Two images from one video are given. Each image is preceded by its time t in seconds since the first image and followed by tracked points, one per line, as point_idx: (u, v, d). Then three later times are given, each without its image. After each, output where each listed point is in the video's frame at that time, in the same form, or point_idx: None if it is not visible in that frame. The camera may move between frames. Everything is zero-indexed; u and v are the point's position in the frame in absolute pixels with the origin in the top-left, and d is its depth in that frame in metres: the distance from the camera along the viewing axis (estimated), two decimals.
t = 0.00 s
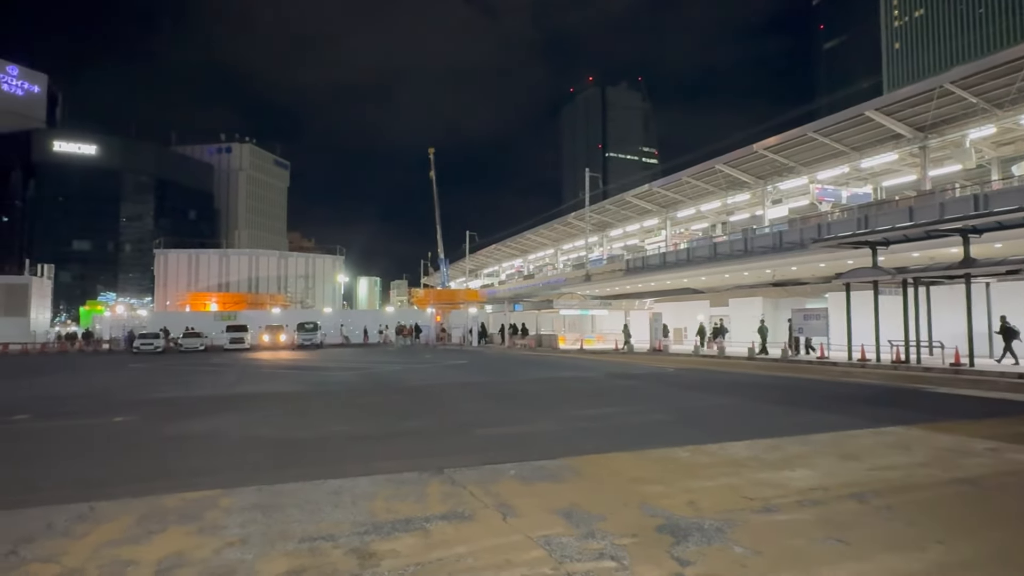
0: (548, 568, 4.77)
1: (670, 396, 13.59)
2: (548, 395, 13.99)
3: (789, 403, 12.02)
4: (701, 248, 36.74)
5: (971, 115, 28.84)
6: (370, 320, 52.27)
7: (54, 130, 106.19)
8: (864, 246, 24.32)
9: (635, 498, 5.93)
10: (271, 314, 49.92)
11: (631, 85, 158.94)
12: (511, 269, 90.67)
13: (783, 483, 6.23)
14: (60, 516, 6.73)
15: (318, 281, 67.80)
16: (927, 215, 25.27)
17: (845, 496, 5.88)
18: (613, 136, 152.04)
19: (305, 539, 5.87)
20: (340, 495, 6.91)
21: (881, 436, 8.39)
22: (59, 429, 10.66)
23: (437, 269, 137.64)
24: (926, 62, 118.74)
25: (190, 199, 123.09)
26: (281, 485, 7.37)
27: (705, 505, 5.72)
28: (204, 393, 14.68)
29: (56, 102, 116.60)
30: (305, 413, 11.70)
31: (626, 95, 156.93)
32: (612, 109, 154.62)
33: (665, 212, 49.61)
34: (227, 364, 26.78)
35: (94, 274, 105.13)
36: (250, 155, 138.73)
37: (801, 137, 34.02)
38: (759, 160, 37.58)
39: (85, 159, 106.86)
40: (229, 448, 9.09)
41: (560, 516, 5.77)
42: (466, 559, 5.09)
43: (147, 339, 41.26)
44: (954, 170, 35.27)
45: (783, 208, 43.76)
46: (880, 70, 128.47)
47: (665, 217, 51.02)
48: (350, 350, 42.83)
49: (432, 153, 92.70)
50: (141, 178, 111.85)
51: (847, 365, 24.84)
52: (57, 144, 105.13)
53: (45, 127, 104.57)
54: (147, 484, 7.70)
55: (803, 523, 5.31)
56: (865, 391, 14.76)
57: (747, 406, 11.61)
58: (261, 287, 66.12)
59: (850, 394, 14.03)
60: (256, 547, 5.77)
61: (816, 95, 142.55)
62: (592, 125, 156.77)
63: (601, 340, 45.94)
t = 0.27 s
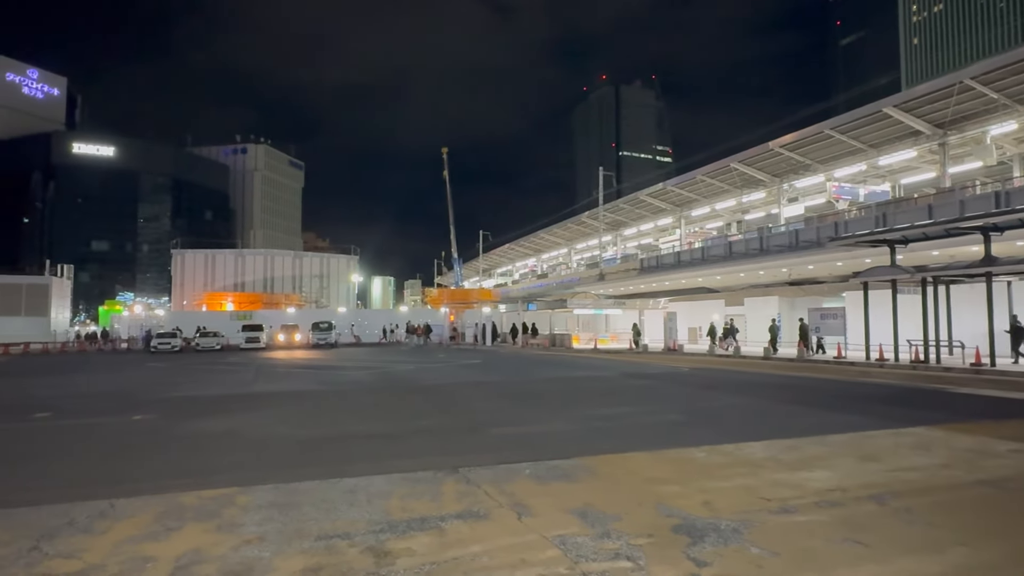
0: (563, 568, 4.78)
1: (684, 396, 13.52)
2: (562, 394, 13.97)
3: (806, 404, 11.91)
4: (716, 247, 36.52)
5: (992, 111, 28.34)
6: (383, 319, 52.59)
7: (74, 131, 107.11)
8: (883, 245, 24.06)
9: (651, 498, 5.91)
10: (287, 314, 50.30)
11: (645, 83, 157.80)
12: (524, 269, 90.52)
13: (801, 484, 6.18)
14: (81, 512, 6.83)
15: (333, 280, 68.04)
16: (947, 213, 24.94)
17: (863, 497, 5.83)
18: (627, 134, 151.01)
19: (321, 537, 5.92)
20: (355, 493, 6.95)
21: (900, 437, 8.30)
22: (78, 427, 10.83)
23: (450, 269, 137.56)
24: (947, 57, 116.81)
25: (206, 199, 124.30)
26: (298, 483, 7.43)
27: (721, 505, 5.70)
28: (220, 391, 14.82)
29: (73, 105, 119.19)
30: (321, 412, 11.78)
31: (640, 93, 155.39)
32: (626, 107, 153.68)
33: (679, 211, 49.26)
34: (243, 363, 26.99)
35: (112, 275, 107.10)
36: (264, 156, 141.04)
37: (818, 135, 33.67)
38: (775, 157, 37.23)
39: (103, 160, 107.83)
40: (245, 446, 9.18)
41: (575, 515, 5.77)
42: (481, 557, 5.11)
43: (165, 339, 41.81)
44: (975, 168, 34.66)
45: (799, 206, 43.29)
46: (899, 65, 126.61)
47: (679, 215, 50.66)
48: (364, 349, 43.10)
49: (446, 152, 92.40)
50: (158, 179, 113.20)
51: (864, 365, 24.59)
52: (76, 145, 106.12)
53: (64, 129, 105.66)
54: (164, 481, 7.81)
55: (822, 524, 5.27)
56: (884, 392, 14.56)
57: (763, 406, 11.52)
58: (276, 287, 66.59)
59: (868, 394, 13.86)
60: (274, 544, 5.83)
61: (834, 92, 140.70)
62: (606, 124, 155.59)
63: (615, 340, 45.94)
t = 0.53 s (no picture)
0: (579, 570, 4.77)
1: (702, 398, 13.43)
2: (579, 396, 13.93)
3: (827, 406, 11.76)
4: (733, 247, 36.27)
5: (1016, 108, 27.79)
6: (398, 320, 52.73)
7: (94, 135, 108.11)
8: (905, 245, 23.73)
9: (668, 500, 5.88)
10: (303, 315, 50.74)
11: (661, 82, 156.72)
12: (539, 269, 90.48)
13: (821, 487, 6.12)
14: (102, 511, 6.93)
15: (348, 281, 68.16)
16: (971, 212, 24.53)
17: (885, 501, 5.75)
18: (643, 135, 150.31)
19: (338, 538, 5.94)
20: (372, 494, 6.97)
21: (923, 440, 8.18)
22: (100, 428, 10.99)
23: (465, 269, 137.63)
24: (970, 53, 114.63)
25: (222, 200, 125.50)
26: (315, 483, 7.48)
27: (739, 508, 5.66)
28: (239, 392, 14.97)
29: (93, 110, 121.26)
30: (338, 413, 11.84)
31: (656, 92, 154.19)
32: (641, 107, 152.87)
33: (696, 211, 48.91)
34: (261, 364, 27.20)
35: (132, 275, 108.17)
36: (281, 158, 145.15)
37: (836, 133, 33.27)
38: (793, 156, 36.85)
39: (121, 164, 108.34)
40: (263, 447, 9.25)
41: (592, 517, 5.76)
42: (497, 559, 5.10)
43: (183, 341, 42.30)
44: (999, 165, 33.98)
45: (818, 206, 42.78)
46: (919, 62, 124.60)
47: (696, 216, 50.29)
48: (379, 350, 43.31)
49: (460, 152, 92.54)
50: (176, 182, 114.45)
51: (885, 367, 24.26)
52: (96, 149, 107.20)
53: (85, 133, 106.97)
54: (183, 480, 7.89)
55: (842, 528, 5.22)
56: (906, 394, 14.35)
57: (782, 409, 11.42)
58: (292, 288, 66.97)
59: (891, 396, 13.65)
60: (291, 545, 5.87)
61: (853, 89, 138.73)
62: (621, 124, 154.57)
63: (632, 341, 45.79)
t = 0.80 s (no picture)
0: (598, 572, 4.75)
1: (722, 399, 13.31)
2: (597, 397, 13.87)
3: (850, 407, 11.59)
4: (753, 247, 35.95)
5: None
6: (416, 319, 52.84)
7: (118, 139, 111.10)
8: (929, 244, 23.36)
9: (688, 502, 5.84)
10: (322, 315, 50.96)
11: (679, 81, 155.37)
12: (556, 269, 90.37)
13: (843, 489, 6.05)
14: (125, 509, 7.02)
15: (365, 281, 69.30)
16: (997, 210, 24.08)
17: (909, 505, 5.66)
18: (661, 134, 149.25)
19: (357, 537, 5.98)
20: (391, 494, 7.00)
21: (949, 443, 8.03)
22: (123, 427, 11.16)
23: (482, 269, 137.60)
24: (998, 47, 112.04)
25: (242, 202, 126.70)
26: (334, 483, 7.52)
27: (760, 511, 5.59)
28: (259, 392, 15.12)
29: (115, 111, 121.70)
30: (357, 412, 11.93)
31: (674, 91, 152.88)
32: (659, 105, 151.63)
33: (715, 210, 48.52)
34: (280, 363, 27.50)
35: (154, 276, 109.31)
36: (299, 160, 146.98)
37: (858, 131, 32.81)
38: (814, 155, 36.42)
39: (143, 166, 110.18)
40: (283, 446, 9.33)
41: (611, 518, 5.73)
42: (515, 560, 5.10)
43: (203, 341, 42.82)
44: None
45: (839, 205, 42.18)
46: (944, 56, 122.19)
47: (714, 215, 49.91)
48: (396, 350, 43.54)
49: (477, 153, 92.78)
50: (197, 184, 115.94)
51: (908, 368, 23.86)
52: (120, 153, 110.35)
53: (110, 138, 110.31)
54: (205, 479, 7.98)
55: (867, 532, 5.14)
56: (932, 395, 14.09)
57: (803, 410, 11.32)
58: (311, 288, 67.68)
59: (916, 397, 13.42)
60: (311, 543, 5.91)
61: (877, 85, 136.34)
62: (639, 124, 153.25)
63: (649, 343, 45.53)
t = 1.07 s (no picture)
0: (616, 572, 4.74)
1: (740, 400, 13.20)
2: (614, 397, 13.83)
3: (871, 409, 11.44)
4: (772, 246, 35.65)
5: None
6: (433, 318, 53.05)
7: (140, 142, 113.38)
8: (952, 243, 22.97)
9: (706, 504, 5.81)
10: (339, 315, 51.41)
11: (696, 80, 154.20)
12: (572, 269, 90.19)
13: (865, 491, 5.98)
14: (148, 506, 7.13)
15: (383, 281, 69.60)
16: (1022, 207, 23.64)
17: (933, 507, 5.58)
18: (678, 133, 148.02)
19: (376, 535, 6.03)
20: (408, 493, 7.04)
21: (973, 445, 7.90)
22: (146, 425, 11.32)
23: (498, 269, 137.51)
24: None
25: (261, 203, 127.90)
26: (352, 482, 7.58)
27: (780, 513, 5.54)
28: (278, 391, 15.27)
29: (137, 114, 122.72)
30: (374, 412, 12.01)
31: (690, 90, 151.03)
32: (676, 104, 150.46)
33: (733, 210, 48.10)
34: (299, 363, 27.71)
35: (175, 277, 110.68)
36: (317, 161, 148.37)
37: (881, 129, 32.35)
38: (834, 153, 35.97)
39: (164, 168, 113.01)
40: (302, 445, 9.42)
41: (629, 519, 5.71)
42: (533, 560, 5.11)
43: (223, 340, 43.40)
44: None
45: (860, 203, 41.59)
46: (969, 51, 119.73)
47: (732, 214, 49.48)
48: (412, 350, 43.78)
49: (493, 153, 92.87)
50: (216, 185, 117.32)
51: (932, 369, 23.44)
52: (141, 154, 112.54)
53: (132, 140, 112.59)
54: (225, 477, 8.08)
55: (889, 534, 5.08)
56: (956, 396, 13.85)
57: (823, 410, 11.20)
58: (329, 288, 68.25)
59: (939, 398, 13.21)
60: (330, 542, 5.96)
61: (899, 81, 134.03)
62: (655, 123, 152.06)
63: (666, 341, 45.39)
